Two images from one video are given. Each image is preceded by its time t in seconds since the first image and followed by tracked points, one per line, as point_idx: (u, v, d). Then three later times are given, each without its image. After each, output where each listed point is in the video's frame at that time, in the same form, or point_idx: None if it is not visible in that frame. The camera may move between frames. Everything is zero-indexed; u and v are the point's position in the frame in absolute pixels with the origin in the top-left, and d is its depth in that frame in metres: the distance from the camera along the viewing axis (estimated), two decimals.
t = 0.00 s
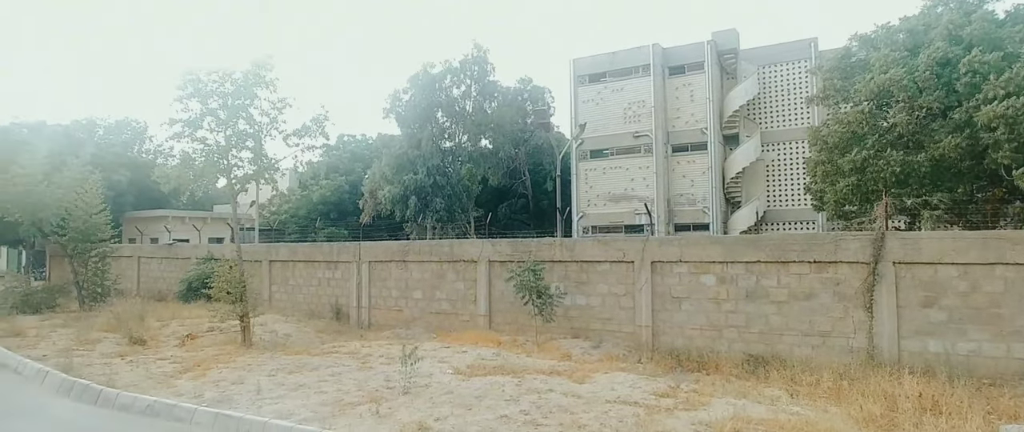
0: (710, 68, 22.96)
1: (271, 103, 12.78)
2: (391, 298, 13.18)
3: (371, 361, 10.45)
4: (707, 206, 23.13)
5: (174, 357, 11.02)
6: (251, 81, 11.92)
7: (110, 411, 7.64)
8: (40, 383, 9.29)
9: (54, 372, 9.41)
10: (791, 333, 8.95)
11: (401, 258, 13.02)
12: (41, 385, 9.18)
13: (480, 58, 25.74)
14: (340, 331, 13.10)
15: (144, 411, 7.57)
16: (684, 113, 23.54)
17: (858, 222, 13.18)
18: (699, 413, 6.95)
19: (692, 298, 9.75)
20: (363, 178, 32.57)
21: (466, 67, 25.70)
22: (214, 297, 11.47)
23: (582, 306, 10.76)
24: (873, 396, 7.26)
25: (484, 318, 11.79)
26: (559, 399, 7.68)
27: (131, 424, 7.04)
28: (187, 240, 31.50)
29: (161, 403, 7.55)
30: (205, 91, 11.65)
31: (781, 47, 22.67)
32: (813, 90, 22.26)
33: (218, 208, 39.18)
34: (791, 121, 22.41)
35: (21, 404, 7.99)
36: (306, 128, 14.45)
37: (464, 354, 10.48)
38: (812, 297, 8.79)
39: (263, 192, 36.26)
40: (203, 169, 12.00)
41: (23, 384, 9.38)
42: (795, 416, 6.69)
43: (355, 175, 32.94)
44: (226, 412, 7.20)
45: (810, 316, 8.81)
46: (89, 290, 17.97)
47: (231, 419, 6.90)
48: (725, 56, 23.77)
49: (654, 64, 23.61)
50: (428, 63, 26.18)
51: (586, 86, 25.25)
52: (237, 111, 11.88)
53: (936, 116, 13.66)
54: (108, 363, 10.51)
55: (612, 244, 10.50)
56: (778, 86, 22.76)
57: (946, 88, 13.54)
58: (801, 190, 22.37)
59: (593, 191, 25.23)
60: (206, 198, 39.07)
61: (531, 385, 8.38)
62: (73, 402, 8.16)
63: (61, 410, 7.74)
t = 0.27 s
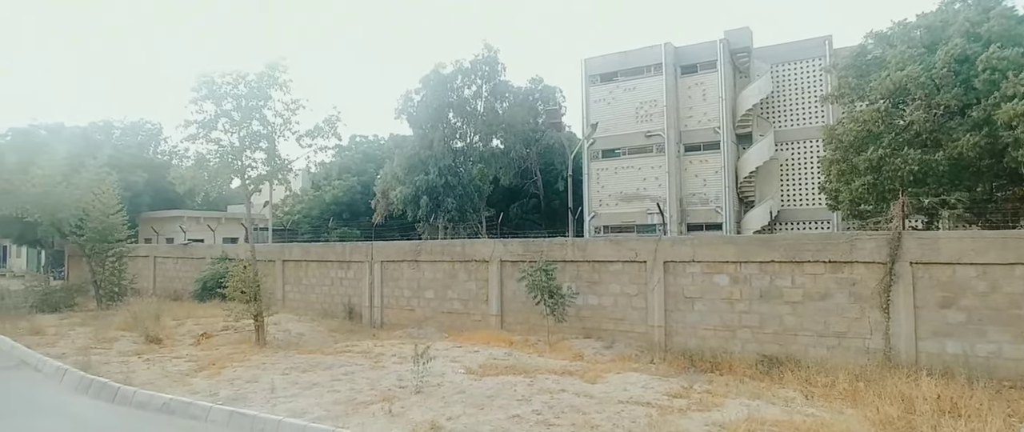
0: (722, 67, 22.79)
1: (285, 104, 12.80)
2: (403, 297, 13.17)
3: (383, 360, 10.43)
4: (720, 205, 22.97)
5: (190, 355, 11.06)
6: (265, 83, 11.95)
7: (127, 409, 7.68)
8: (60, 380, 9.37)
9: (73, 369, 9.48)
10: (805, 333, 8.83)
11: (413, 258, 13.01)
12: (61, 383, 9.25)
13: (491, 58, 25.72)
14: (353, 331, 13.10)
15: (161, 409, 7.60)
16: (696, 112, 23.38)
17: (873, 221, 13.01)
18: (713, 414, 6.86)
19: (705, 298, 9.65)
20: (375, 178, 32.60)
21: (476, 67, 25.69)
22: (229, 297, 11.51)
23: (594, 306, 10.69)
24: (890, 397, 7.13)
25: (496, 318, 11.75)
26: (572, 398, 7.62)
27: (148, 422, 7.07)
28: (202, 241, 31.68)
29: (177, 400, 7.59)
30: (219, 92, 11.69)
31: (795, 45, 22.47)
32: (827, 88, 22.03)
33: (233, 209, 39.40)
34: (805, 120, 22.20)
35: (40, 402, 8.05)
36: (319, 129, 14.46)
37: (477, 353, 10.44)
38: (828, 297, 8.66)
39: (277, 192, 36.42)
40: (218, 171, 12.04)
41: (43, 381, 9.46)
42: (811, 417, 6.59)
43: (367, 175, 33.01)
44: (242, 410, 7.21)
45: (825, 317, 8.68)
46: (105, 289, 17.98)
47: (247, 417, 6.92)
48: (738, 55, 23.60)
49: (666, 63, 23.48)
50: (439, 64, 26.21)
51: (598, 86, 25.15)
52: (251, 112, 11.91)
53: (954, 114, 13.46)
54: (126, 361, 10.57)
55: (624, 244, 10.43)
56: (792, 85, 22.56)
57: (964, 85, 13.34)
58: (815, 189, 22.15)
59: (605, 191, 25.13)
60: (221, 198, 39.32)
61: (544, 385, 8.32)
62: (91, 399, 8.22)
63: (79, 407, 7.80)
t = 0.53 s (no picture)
0: (735, 65, 22.60)
1: (297, 104, 12.81)
2: (415, 297, 13.14)
3: (396, 359, 10.41)
4: (733, 204, 22.79)
5: (206, 354, 11.09)
6: (278, 83, 11.96)
7: (143, 407, 7.71)
8: (78, 378, 9.42)
9: (90, 367, 9.53)
10: (820, 333, 8.70)
11: (424, 257, 12.98)
12: (79, 380, 9.31)
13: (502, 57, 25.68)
14: (365, 330, 13.09)
15: (176, 407, 7.62)
16: (708, 111, 23.21)
17: (889, 221, 12.80)
18: (726, 414, 6.77)
19: (718, 297, 9.55)
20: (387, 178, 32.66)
21: (487, 66, 25.65)
22: (242, 296, 11.53)
23: (606, 305, 10.61)
24: (907, 398, 7.01)
25: (508, 318, 11.69)
26: (584, 398, 7.54)
27: (164, 420, 7.09)
28: (216, 240, 31.88)
29: (192, 398, 7.60)
30: (232, 93, 11.71)
31: (808, 42, 22.24)
32: (842, 85, 21.79)
33: (247, 209, 39.62)
34: (818, 117, 21.98)
35: (58, 399, 8.10)
36: (331, 130, 14.46)
37: (489, 353, 10.39)
38: (843, 297, 8.53)
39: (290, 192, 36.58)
40: (231, 171, 12.07)
41: (61, 378, 9.53)
42: (826, 418, 6.47)
43: (379, 175, 33.08)
44: (256, 408, 7.21)
45: (840, 316, 8.55)
46: (122, 288, 18.19)
47: (260, 416, 6.91)
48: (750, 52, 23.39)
49: (677, 61, 23.32)
50: (450, 63, 26.21)
51: (609, 84, 25.02)
52: (264, 113, 11.91)
53: (972, 110, 13.26)
54: (142, 360, 10.61)
55: (636, 243, 10.34)
56: (805, 82, 22.34)
57: (982, 82, 13.13)
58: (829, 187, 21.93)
59: (617, 190, 25.01)
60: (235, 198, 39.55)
61: (556, 384, 8.25)
62: (108, 397, 8.25)
63: (96, 404, 7.83)
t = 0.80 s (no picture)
0: (747, 63, 22.41)
1: (310, 105, 12.80)
2: (427, 296, 13.10)
3: (408, 358, 10.38)
4: (745, 203, 22.61)
5: (219, 353, 11.11)
6: (290, 84, 11.96)
7: (159, 405, 7.72)
8: (95, 376, 9.47)
9: (107, 366, 9.57)
10: (834, 334, 8.56)
11: (436, 256, 12.94)
12: (96, 378, 9.36)
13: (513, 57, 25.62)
14: (377, 329, 13.08)
15: (191, 405, 7.63)
16: (720, 109, 23.03)
17: (905, 219, 12.63)
18: (739, 415, 6.67)
19: (731, 297, 9.43)
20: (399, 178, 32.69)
21: (498, 66, 25.59)
22: (256, 296, 11.54)
23: (618, 305, 10.52)
24: (924, 399, 6.87)
25: (519, 317, 11.63)
26: (596, 398, 7.46)
27: (179, 418, 7.09)
28: (230, 240, 32.04)
29: (207, 397, 7.61)
30: (245, 94, 11.71)
31: (822, 39, 22.01)
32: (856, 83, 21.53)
33: (261, 209, 39.83)
34: (832, 115, 21.75)
35: (75, 397, 8.13)
36: (343, 130, 14.45)
37: (500, 352, 10.33)
38: (857, 297, 8.38)
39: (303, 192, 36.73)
40: (244, 172, 12.09)
41: (79, 377, 9.58)
42: (842, 419, 6.36)
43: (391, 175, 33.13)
44: (269, 406, 7.19)
45: (855, 316, 8.40)
46: (138, 288, 18.36)
47: (274, 414, 6.89)
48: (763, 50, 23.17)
49: (689, 60, 23.15)
50: (462, 63, 26.20)
51: (620, 83, 24.89)
52: (276, 114, 11.91)
53: (990, 107, 13.05)
54: (158, 358, 10.65)
55: (648, 243, 10.24)
56: (819, 79, 22.11)
57: (1001, 78, 12.91)
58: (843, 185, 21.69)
59: (628, 189, 24.88)
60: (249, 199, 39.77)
61: (567, 384, 8.18)
62: (125, 395, 8.27)
63: (113, 402, 7.85)
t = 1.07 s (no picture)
0: (761, 60, 22.20)
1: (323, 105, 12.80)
2: (439, 295, 13.06)
3: (420, 358, 10.34)
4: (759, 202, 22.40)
5: (235, 352, 11.13)
6: (303, 85, 11.96)
7: (175, 403, 7.73)
8: (113, 374, 9.51)
9: (125, 364, 9.61)
10: (850, 334, 8.42)
11: (448, 256, 12.90)
12: (114, 376, 9.39)
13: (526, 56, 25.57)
14: (390, 328, 13.06)
15: (207, 403, 7.62)
16: (733, 107, 22.84)
17: (923, 218, 12.45)
18: (754, 415, 6.56)
19: (745, 296, 9.31)
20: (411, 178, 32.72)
21: (511, 65, 25.53)
22: (270, 295, 11.54)
23: (630, 305, 10.42)
24: (942, 401, 6.72)
25: (531, 317, 11.55)
26: (608, 398, 7.38)
27: (194, 416, 7.09)
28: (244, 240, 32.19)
29: (223, 395, 7.60)
30: (259, 96, 11.72)
31: (837, 35, 21.76)
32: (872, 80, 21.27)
33: (275, 209, 40.02)
34: (847, 112, 21.50)
35: (94, 394, 8.16)
36: (356, 131, 14.45)
37: (512, 351, 10.27)
38: (874, 296, 8.23)
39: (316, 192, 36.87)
40: (258, 173, 12.10)
41: (97, 375, 9.63)
42: (859, 420, 6.24)
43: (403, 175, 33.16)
44: (283, 405, 7.17)
45: (871, 316, 8.25)
46: (154, 288, 18.48)
47: (288, 413, 6.87)
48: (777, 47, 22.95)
49: (702, 58, 22.98)
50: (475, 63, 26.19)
51: (632, 82, 24.75)
52: (290, 115, 11.91)
53: (1010, 103, 12.82)
54: (174, 357, 10.69)
55: (661, 242, 10.14)
56: (833, 76, 21.86)
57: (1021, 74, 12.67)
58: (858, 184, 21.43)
59: (640, 188, 24.75)
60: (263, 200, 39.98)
61: (580, 384, 8.10)
62: (142, 393, 8.29)
63: (130, 400, 7.87)
